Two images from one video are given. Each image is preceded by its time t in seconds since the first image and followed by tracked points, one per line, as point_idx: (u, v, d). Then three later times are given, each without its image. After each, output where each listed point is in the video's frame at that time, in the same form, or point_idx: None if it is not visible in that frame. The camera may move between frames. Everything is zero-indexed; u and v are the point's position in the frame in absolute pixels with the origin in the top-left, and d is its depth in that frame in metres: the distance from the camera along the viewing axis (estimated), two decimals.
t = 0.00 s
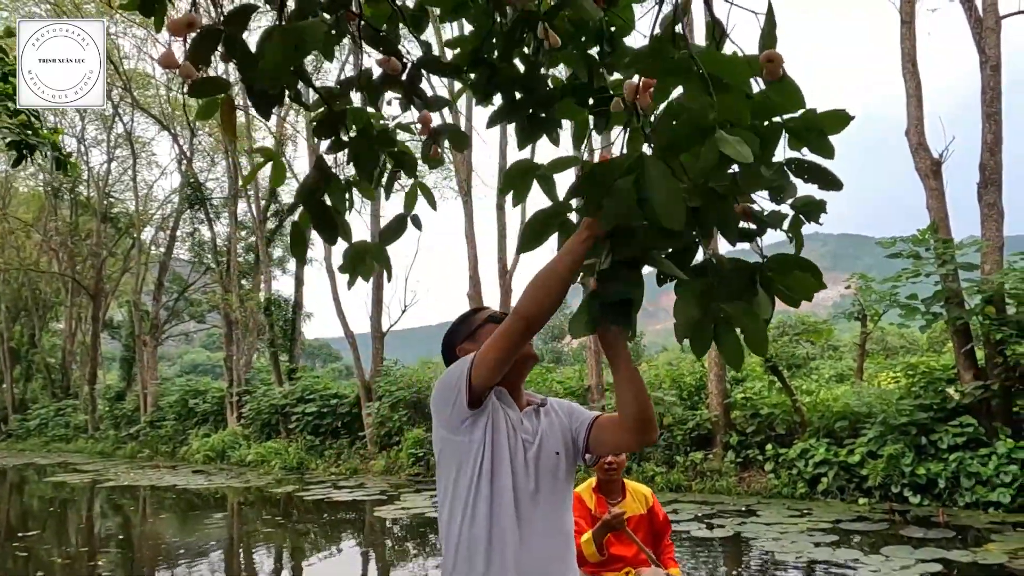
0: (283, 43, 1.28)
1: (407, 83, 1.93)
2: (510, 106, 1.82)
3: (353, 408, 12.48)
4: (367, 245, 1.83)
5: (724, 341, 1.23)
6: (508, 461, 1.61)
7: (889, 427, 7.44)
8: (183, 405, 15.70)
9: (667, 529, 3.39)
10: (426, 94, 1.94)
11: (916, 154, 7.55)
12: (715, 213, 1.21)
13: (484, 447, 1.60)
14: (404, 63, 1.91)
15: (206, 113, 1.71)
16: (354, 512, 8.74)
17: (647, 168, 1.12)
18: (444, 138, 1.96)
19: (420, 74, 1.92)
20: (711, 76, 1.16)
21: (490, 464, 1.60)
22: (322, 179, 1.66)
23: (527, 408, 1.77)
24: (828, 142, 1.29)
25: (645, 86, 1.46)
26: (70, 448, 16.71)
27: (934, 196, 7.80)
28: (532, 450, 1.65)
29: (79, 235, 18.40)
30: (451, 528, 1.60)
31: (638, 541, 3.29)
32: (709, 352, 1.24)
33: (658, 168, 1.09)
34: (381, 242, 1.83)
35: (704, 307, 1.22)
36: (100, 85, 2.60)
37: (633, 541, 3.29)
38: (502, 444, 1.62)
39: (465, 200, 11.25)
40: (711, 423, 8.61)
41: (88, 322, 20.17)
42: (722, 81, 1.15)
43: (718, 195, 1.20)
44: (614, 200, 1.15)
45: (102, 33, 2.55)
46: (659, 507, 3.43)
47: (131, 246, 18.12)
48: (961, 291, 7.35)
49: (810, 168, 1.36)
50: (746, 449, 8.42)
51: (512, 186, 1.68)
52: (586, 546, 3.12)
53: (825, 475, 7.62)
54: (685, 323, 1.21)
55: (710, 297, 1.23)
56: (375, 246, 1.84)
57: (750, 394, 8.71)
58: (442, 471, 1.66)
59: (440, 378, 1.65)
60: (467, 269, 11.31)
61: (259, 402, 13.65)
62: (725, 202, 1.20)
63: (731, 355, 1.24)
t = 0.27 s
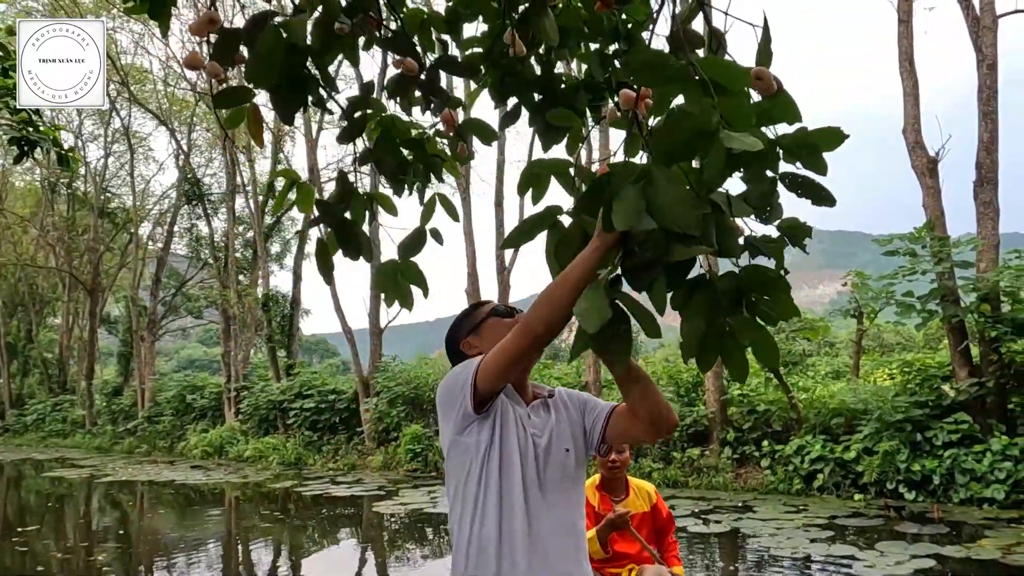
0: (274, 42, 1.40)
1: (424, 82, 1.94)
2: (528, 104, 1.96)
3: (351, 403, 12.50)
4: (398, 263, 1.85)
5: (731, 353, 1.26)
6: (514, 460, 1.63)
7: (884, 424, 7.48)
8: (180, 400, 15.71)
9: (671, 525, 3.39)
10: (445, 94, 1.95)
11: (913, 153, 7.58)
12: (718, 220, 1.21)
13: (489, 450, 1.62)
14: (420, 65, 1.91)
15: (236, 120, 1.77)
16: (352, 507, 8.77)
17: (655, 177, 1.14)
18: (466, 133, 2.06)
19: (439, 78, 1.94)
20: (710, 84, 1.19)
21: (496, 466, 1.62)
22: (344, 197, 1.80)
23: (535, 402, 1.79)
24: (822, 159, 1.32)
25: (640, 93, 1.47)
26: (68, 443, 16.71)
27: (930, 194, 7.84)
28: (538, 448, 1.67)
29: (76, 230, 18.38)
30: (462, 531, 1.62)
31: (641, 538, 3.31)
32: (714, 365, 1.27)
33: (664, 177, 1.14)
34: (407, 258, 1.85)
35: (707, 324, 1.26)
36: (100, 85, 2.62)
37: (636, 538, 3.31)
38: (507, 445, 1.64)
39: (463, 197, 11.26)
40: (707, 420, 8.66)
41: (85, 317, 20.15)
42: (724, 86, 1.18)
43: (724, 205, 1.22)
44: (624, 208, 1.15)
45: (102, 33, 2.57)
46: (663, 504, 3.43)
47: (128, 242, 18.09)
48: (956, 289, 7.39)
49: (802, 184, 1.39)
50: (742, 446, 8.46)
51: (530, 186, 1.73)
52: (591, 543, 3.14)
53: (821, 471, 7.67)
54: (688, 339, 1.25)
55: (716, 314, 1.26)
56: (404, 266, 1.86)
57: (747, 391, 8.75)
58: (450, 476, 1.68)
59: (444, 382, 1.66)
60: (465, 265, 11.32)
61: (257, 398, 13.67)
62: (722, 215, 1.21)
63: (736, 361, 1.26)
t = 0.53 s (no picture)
0: (278, 27, 1.37)
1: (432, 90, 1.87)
2: (520, 113, 1.88)
3: (348, 399, 12.54)
4: (417, 258, 1.83)
5: (741, 370, 1.11)
6: (515, 456, 1.64)
7: (879, 420, 7.52)
8: (177, 396, 15.72)
9: (673, 521, 3.42)
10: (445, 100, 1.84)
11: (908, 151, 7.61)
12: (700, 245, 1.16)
13: (487, 448, 1.64)
14: (424, 72, 1.83)
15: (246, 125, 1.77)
16: (349, 502, 8.81)
17: (631, 203, 1.10)
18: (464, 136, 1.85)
19: (445, 84, 1.84)
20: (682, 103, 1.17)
21: (496, 464, 1.63)
22: (360, 202, 1.77)
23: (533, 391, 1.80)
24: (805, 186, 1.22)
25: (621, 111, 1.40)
26: (65, 439, 16.72)
27: (925, 192, 7.87)
28: (538, 441, 1.69)
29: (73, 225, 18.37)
30: (467, 529, 1.64)
31: (643, 532, 3.31)
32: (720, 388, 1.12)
33: (639, 198, 1.09)
34: (427, 253, 1.83)
35: (711, 339, 1.12)
36: (99, 85, 2.64)
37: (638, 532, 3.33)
38: (506, 441, 1.66)
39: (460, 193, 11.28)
40: (703, 416, 8.69)
41: (82, 312, 20.14)
42: (692, 108, 1.16)
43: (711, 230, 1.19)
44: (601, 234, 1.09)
45: (102, 33, 2.59)
46: (664, 500, 3.46)
47: (125, 237, 18.09)
48: (951, 287, 7.43)
49: (782, 210, 1.35)
50: (738, 442, 8.50)
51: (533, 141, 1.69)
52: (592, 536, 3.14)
53: (816, 467, 7.71)
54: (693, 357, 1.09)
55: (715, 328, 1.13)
56: (426, 259, 1.84)
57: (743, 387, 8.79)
58: (452, 476, 1.70)
59: (438, 387, 1.68)
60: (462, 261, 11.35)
61: (254, 393, 13.70)
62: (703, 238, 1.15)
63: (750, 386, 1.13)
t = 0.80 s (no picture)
0: (279, 31, 1.41)
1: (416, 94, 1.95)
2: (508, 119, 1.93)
3: (344, 396, 12.53)
4: (412, 254, 1.89)
5: (687, 403, 1.21)
6: (511, 448, 1.63)
7: (872, 417, 7.56)
8: (173, 392, 15.69)
9: (673, 514, 3.42)
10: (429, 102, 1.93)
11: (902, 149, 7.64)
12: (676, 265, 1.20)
13: (471, 447, 1.62)
14: (409, 74, 1.91)
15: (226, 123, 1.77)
16: (345, 498, 8.81)
17: (591, 215, 1.16)
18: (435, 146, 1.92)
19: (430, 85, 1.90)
20: (642, 116, 1.24)
21: (482, 463, 1.61)
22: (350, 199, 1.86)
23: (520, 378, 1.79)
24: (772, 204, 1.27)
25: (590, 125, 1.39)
26: (60, 435, 16.70)
27: (919, 190, 7.90)
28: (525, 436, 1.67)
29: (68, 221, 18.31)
30: (462, 527, 1.62)
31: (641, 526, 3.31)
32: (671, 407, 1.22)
33: (600, 213, 1.15)
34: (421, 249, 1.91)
35: (659, 369, 1.21)
36: (99, 85, 2.63)
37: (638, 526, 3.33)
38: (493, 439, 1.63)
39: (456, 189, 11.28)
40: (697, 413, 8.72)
41: (77, 309, 20.10)
42: (651, 118, 1.23)
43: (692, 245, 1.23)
44: (555, 248, 1.17)
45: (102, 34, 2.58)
46: (664, 494, 3.46)
47: (121, 233, 18.05)
48: (944, 284, 7.46)
49: (764, 234, 1.36)
50: (732, 438, 8.53)
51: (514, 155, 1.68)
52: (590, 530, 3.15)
53: (810, 463, 7.75)
54: (636, 385, 1.20)
55: (666, 359, 1.21)
56: (425, 256, 1.90)
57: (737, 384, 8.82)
58: (447, 471, 1.67)
59: (425, 385, 1.67)
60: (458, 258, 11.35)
61: (250, 390, 13.69)
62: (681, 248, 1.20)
63: (695, 418, 1.22)
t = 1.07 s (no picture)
0: (246, 43, 1.45)
1: (395, 95, 1.99)
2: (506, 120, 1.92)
3: (340, 393, 12.53)
4: (367, 264, 1.95)
5: (688, 405, 1.20)
6: (500, 443, 1.62)
7: (866, 415, 7.58)
8: (168, 390, 15.67)
9: (672, 510, 3.43)
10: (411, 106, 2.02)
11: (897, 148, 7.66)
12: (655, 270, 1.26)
13: (461, 444, 1.61)
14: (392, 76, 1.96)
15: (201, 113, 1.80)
16: (340, 496, 8.81)
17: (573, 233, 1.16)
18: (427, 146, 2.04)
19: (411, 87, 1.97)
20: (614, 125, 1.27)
21: (472, 459, 1.60)
22: (314, 199, 1.91)
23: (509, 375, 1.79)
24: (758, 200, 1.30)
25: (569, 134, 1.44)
26: (56, 432, 16.68)
27: (914, 188, 7.92)
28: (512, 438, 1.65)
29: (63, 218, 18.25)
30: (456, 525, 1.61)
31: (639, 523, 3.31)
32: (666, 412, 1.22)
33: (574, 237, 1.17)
34: (379, 255, 1.95)
35: (654, 371, 1.22)
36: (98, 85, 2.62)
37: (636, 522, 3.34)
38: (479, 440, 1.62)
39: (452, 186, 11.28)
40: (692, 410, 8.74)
41: (72, 306, 20.07)
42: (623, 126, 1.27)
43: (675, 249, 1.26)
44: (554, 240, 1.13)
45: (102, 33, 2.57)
46: (663, 489, 3.47)
47: (116, 230, 18.01)
48: (938, 283, 7.49)
49: (754, 231, 1.40)
50: (727, 436, 8.55)
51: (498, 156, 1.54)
52: (589, 526, 3.14)
53: (804, 461, 7.77)
54: (633, 391, 1.20)
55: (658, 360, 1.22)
56: (376, 262, 1.95)
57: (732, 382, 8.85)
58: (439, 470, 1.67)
59: (415, 380, 1.67)
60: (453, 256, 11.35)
61: (245, 387, 13.68)
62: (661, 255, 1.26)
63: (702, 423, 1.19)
